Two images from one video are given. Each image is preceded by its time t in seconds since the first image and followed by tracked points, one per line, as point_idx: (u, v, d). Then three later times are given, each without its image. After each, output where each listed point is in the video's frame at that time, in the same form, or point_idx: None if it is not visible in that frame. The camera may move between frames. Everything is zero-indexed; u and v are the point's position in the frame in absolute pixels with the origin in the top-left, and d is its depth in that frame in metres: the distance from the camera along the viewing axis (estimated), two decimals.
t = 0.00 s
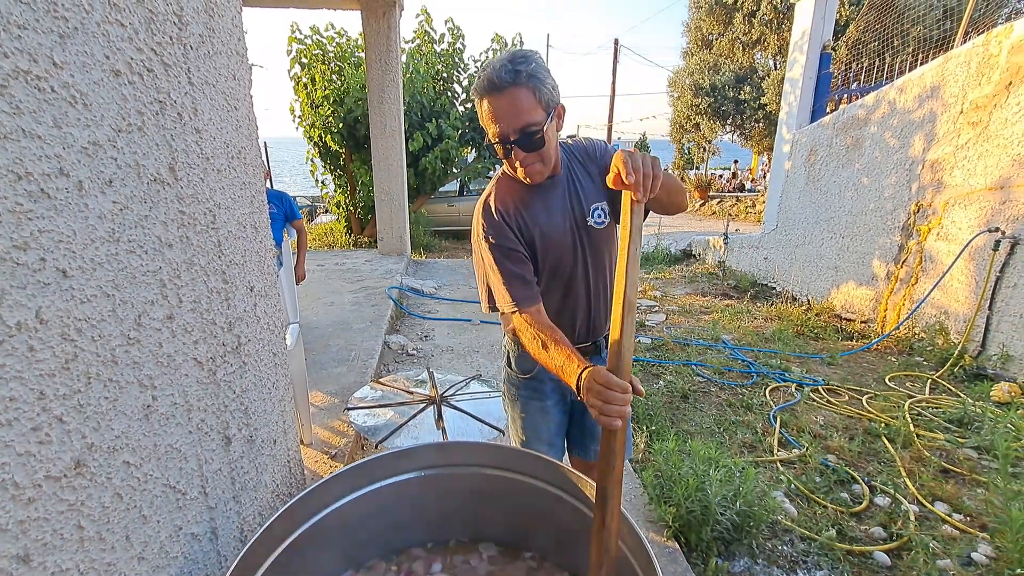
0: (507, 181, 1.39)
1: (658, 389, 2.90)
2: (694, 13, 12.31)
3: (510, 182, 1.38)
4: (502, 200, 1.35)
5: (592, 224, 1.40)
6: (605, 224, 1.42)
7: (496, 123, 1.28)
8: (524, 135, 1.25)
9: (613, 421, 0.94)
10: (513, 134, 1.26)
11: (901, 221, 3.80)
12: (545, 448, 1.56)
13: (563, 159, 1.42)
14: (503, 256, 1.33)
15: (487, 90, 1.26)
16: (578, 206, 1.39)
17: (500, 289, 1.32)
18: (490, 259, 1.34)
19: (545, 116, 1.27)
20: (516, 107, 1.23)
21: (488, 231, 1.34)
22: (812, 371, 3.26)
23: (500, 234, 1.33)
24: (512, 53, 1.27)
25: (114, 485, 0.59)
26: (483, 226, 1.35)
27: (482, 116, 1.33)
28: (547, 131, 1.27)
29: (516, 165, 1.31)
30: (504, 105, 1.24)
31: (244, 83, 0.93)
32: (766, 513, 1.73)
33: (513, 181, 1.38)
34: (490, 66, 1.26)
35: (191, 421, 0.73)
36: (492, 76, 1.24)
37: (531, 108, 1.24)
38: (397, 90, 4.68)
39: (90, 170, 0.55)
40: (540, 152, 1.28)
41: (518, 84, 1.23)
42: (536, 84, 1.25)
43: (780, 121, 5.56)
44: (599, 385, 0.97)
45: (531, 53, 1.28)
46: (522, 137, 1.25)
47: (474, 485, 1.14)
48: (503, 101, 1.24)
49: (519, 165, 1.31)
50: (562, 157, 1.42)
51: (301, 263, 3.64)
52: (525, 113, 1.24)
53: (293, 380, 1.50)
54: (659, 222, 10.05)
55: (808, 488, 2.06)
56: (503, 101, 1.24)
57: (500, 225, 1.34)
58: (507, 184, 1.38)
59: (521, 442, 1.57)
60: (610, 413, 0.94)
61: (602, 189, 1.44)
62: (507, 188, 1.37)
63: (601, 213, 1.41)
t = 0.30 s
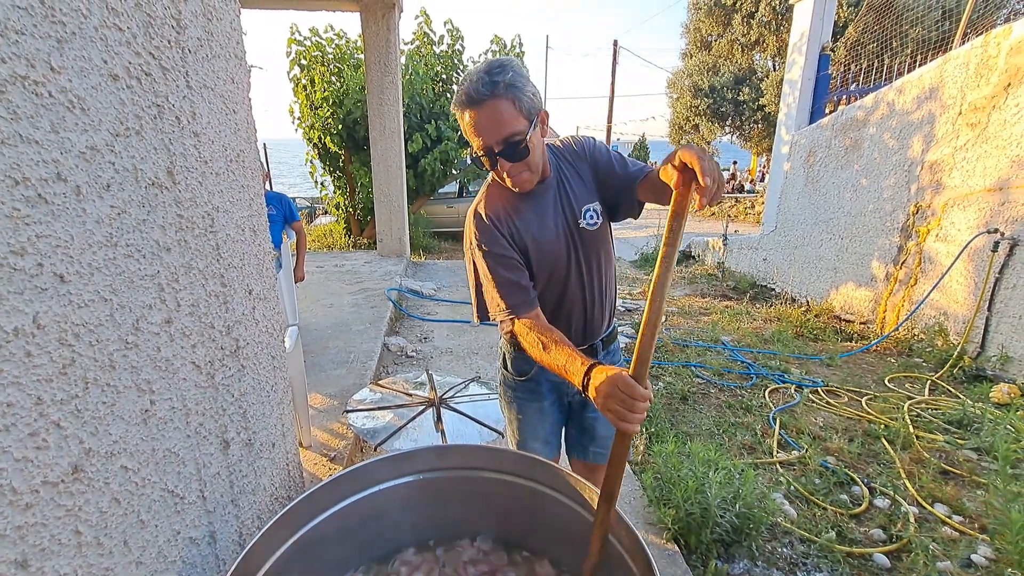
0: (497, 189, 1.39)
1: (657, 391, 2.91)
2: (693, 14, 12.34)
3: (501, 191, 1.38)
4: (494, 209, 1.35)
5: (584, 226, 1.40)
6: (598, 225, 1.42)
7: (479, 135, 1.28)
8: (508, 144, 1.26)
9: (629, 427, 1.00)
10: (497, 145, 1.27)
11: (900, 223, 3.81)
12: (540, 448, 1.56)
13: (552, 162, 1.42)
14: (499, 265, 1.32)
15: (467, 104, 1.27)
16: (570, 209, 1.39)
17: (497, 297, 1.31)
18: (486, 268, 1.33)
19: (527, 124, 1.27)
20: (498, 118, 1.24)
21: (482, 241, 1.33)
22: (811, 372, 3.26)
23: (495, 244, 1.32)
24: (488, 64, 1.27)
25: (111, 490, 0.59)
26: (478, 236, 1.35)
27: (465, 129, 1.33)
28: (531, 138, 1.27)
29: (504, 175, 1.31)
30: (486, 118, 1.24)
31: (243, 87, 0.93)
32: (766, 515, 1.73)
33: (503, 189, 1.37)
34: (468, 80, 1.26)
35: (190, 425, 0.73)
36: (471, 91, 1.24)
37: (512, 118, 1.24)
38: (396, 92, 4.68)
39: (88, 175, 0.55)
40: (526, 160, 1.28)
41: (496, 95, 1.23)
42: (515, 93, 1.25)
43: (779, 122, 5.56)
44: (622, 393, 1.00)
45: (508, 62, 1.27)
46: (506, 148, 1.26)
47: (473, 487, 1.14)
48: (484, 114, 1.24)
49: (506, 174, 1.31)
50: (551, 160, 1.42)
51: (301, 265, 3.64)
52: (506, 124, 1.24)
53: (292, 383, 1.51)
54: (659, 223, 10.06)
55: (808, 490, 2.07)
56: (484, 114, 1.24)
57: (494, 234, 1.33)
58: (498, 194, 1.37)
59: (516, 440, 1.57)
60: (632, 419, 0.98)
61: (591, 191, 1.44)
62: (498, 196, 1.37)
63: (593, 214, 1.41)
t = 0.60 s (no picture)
0: (491, 190, 1.38)
1: (657, 392, 2.90)
2: (691, 16, 12.34)
3: (495, 191, 1.38)
4: (490, 209, 1.34)
5: (580, 228, 1.40)
6: (593, 227, 1.42)
7: (473, 137, 1.28)
8: (501, 145, 1.25)
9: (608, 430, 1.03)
10: (490, 145, 1.26)
11: (899, 223, 3.81)
12: (532, 446, 1.56)
13: (547, 163, 1.41)
14: (492, 265, 1.31)
15: (460, 106, 1.27)
16: (565, 211, 1.39)
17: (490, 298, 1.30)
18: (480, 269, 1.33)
19: (520, 124, 1.27)
20: (490, 119, 1.24)
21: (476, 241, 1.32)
22: (811, 372, 3.26)
23: (489, 244, 1.31)
24: (479, 67, 1.27)
25: (109, 493, 0.59)
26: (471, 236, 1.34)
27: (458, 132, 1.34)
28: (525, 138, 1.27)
29: (499, 175, 1.30)
30: (478, 119, 1.24)
31: (241, 89, 0.93)
32: (766, 516, 1.72)
33: (498, 190, 1.37)
34: (459, 83, 1.27)
35: (188, 428, 0.73)
36: (461, 94, 1.25)
37: (504, 118, 1.24)
38: (396, 93, 4.68)
39: (85, 177, 0.55)
40: (519, 160, 1.28)
41: (486, 96, 1.23)
42: (505, 94, 1.25)
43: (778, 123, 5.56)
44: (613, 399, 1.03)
45: (498, 64, 1.28)
46: (499, 150, 1.25)
47: (470, 490, 1.14)
48: (475, 116, 1.24)
49: (500, 175, 1.31)
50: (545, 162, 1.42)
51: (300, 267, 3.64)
52: (498, 125, 1.24)
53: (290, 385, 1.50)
54: (658, 224, 10.07)
55: (808, 491, 2.06)
56: (475, 116, 1.24)
57: (488, 235, 1.32)
58: (492, 195, 1.37)
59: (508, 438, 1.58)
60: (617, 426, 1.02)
61: (587, 193, 1.44)
62: (493, 197, 1.36)
63: (588, 216, 1.41)
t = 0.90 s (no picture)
0: (496, 185, 1.39)
1: (657, 393, 2.90)
2: (690, 17, 12.36)
3: (500, 186, 1.38)
4: (492, 204, 1.35)
5: (582, 228, 1.39)
6: (597, 229, 1.41)
7: (485, 123, 1.28)
8: (514, 124, 1.26)
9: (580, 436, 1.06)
10: (503, 126, 1.26)
11: (899, 224, 3.81)
12: (533, 448, 1.57)
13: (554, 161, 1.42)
14: (489, 261, 1.32)
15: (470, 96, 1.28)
16: (567, 211, 1.39)
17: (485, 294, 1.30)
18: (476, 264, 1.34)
19: (530, 105, 1.28)
20: (501, 101, 1.25)
21: (475, 237, 1.33)
22: (811, 373, 3.25)
23: (487, 240, 1.32)
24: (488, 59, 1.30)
25: (109, 496, 0.59)
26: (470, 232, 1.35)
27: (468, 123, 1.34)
28: (536, 120, 1.27)
29: (514, 157, 1.28)
30: (490, 101, 1.25)
31: (241, 90, 0.92)
32: (767, 517, 1.72)
33: (504, 183, 1.37)
34: (468, 74, 1.29)
35: (188, 430, 0.73)
36: (473, 79, 1.27)
37: (515, 99, 1.26)
38: (395, 94, 4.68)
39: (86, 179, 0.55)
40: (534, 136, 1.27)
41: (496, 80, 1.25)
42: (515, 79, 1.27)
43: (777, 124, 5.57)
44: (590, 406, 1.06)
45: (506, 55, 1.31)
46: (512, 129, 1.26)
47: (472, 492, 1.14)
48: (486, 99, 1.26)
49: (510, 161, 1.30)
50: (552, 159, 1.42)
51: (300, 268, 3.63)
52: (509, 106, 1.25)
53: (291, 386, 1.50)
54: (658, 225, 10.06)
55: (809, 491, 2.06)
56: (486, 99, 1.26)
57: (487, 231, 1.33)
58: (495, 189, 1.37)
59: (511, 440, 1.59)
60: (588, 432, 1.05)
61: (593, 194, 1.44)
62: (496, 192, 1.37)
63: (592, 217, 1.41)
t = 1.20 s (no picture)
0: (501, 181, 1.39)
1: (657, 393, 2.90)
2: (689, 17, 12.38)
3: (504, 183, 1.38)
4: (493, 199, 1.36)
5: (584, 231, 1.38)
6: (599, 233, 1.39)
7: (484, 123, 1.29)
8: (508, 131, 1.26)
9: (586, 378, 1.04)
10: (498, 130, 1.27)
11: (898, 224, 3.81)
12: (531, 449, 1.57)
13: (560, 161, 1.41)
14: (486, 254, 1.35)
15: (473, 95, 1.29)
16: (570, 213, 1.38)
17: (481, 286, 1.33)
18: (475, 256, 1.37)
19: (530, 113, 1.27)
20: (501, 106, 1.25)
21: (475, 229, 1.35)
22: (810, 373, 3.25)
23: (486, 234, 1.34)
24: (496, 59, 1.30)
25: (108, 497, 0.59)
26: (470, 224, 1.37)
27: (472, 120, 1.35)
28: (532, 128, 1.27)
29: (507, 161, 1.30)
30: (489, 105, 1.26)
31: (240, 90, 0.92)
32: (767, 517, 1.72)
33: (506, 180, 1.38)
34: (474, 72, 1.30)
35: (188, 430, 0.73)
36: (475, 80, 1.27)
37: (514, 106, 1.25)
38: (395, 95, 4.68)
39: (84, 180, 0.55)
40: (527, 146, 1.27)
41: (498, 84, 1.25)
42: (518, 84, 1.26)
43: (776, 125, 5.58)
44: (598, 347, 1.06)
45: (514, 57, 1.30)
46: (506, 135, 1.26)
47: (472, 491, 1.14)
48: (486, 101, 1.26)
49: (507, 164, 1.31)
50: (557, 161, 1.41)
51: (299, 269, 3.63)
52: (508, 111, 1.25)
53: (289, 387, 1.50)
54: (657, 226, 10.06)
55: (809, 492, 2.06)
56: (486, 101, 1.26)
57: (486, 225, 1.35)
58: (498, 186, 1.38)
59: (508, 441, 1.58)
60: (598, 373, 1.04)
61: (598, 197, 1.43)
62: (499, 188, 1.37)
63: (595, 221, 1.39)
